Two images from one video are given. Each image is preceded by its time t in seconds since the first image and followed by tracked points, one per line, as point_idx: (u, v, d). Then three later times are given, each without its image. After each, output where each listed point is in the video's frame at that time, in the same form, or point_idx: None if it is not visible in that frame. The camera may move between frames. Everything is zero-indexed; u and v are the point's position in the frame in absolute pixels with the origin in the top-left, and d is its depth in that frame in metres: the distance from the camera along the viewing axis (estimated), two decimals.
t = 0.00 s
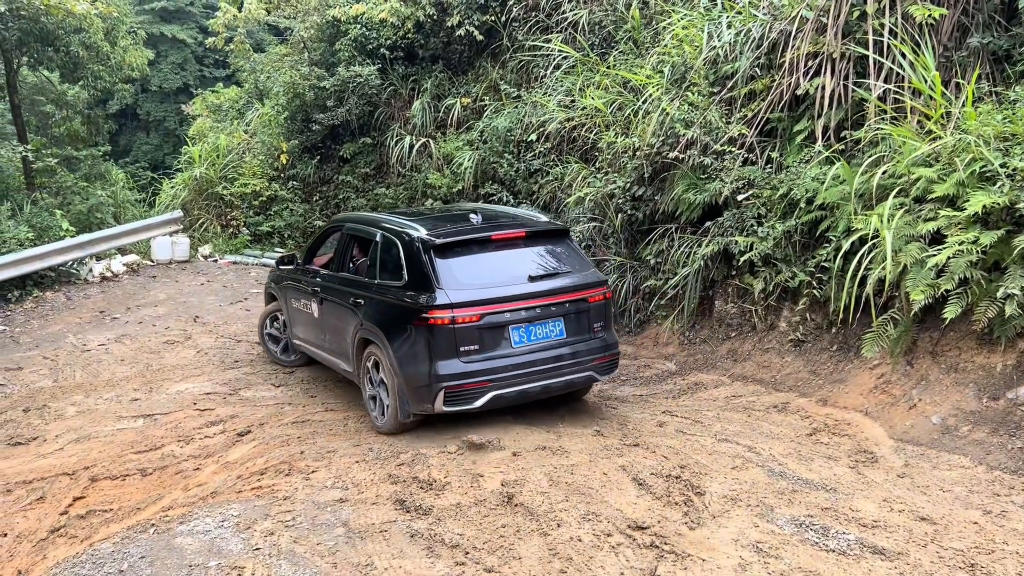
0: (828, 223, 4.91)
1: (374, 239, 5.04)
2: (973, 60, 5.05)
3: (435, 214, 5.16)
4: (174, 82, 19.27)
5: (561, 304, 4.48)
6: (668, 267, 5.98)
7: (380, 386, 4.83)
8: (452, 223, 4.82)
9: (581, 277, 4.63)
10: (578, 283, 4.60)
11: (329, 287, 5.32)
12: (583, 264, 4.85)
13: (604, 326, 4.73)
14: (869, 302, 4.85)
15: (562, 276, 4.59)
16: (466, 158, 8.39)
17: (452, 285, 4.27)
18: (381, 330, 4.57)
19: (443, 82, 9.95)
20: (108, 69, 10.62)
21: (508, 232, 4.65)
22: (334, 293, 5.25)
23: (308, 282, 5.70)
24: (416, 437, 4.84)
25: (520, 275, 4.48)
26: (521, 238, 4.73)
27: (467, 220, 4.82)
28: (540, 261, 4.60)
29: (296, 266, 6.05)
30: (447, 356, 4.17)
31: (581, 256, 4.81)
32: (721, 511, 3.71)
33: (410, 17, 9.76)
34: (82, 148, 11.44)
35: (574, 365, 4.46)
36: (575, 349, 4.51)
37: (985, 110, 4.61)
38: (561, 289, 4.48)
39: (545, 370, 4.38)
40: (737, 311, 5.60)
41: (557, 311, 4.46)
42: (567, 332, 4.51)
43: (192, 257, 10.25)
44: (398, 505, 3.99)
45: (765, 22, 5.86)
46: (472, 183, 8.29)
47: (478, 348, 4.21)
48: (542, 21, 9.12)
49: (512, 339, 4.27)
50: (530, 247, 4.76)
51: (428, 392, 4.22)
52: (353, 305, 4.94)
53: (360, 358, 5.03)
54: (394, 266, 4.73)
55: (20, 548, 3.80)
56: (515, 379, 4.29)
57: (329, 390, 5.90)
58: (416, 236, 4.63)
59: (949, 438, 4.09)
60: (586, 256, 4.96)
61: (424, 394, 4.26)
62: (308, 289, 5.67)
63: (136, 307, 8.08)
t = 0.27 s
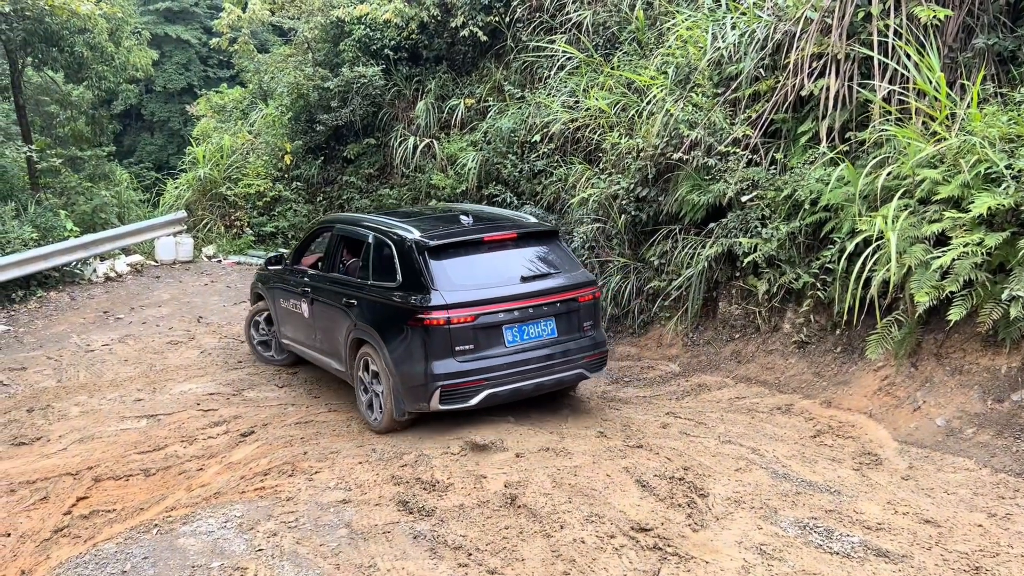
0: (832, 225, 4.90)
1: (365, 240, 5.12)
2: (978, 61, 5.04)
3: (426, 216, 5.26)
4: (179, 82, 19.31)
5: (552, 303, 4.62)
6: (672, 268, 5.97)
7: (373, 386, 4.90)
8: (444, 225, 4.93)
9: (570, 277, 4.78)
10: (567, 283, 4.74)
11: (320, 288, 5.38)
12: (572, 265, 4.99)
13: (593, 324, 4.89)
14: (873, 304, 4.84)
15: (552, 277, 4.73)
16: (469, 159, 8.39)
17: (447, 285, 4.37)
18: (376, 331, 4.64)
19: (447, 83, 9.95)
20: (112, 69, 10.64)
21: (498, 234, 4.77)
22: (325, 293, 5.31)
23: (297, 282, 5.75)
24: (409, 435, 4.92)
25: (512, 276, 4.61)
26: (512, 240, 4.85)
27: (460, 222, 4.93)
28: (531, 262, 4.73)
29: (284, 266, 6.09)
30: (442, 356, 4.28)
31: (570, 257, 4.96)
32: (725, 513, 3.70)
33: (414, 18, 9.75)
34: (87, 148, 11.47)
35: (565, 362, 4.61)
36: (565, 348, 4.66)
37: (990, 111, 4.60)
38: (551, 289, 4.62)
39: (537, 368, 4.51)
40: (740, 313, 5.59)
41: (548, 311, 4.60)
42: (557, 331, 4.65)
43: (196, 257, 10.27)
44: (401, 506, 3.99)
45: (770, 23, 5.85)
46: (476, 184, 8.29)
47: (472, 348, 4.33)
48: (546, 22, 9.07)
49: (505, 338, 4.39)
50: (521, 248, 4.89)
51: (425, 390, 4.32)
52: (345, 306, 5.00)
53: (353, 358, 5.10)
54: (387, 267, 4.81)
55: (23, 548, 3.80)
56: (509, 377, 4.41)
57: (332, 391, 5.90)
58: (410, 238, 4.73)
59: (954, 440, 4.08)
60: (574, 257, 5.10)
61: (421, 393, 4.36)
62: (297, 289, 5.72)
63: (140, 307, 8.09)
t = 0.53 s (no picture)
0: (835, 226, 4.88)
1: (357, 240, 5.18)
2: (983, 62, 5.02)
3: (418, 217, 5.33)
4: (182, 82, 19.33)
5: (544, 301, 4.72)
6: (675, 269, 5.96)
7: (367, 384, 4.95)
8: (437, 225, 5.00)
9: (561, 275, 4.88)
10: (558, 281, 4.85)
11: (311, 287, 5.43)
12: (562, 264, 5.10)
13: (583, 321, 5.01)
14: (877, 305, 4.83)
15: (543, 275, 4.83)
16: (472, 159, 8.38)
17: (443, 283, 4.43)
18: (371, 330, 4.69)
19: (450, 83, 9.95)
20: (116, 69, 10.66)
21: (491, 234, 4.86)
22: (316, 292, 5.37)
23: (286, 282, 5.80)
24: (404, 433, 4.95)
25: (505, 274, 4.70)
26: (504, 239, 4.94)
27: (453, 222, 5.00)
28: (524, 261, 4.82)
29: (272, 266, 6.14)
30: (439, 353, 4.34)
31: (561, 256, 5.06)
32: (727, 515, 3.70)
33: (417, 18, 9.80)
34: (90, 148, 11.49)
35: (558, 358, 4.71)
36: (558, 344, 4.76)
37: (995, 112, 4.58)
38: (544, 287, 4.72)
39: (530, 364, 4.60)
40: (744, 314, 5.57)
41: (541, 308, 4.70)
42: (549, 328, 4.76)
43: (199, 257, 10.28)
44: (403, 507, 3.98)
45: (774, 23, 5.84)
46: (479, 185, 8.29)
47: (468, 344, 4.40)
48: (549, 22, 9.10)
49: (500, 335, 4.47)
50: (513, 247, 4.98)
51: (421, 386, 4.39)
52: (338, 305, 5.05)
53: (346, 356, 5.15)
54: (381, 267, 4.87)
55: (26, 548, 3.81)
56: (503, 373, 4.49)
57: (335, 391, 5.90)
58: (404, 238, 4.79)
59: (958, 442, 4.07)
60: (564, 256, 5.20)
61: (417, 389, 4.42)
62: (287, 289, 5.77)
63: (143, 307, 8.10)
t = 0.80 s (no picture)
0: (840, 227, 4.87)
1: (351, 239, 5.25)
2: (988, 63, 5.01)
3: (411, 217, 5.43)
4: (187, 82, 19.36)
5: (536, 299, 4.88)
6: (679, 270, 5.96)
7: (362, 381, 5.06)
8: (431, 225, 5.10)
9: (553, 274, 5.04)
10: (550, 280, 5.01)
11: (304, 286, 5.50)
12: (552, 263, 5.25)
13: (573, 319, 5.17)
14: (881, 306, 4.82)
15: (535, 274, 4.98)
16: (476, 160, 8.38)
17: (440, 283, 4.54)
18: (369, 329, 4.79)
19: (453, 84, 9.95)
20: (121, 70, 10.69)
21: (485, 234, 4.98)
22: (309, 292, 5.44)
23: (277, 281, 5.86)
24: (406, 433, 4.96)
25: (499, 273, 4.83)
26: (498, 239, 5.06)
27: (447, 222, 5.10)
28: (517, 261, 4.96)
29: (261, 266, 6.20)
30: (436, 350, 4.47)
31: (551, 255, 5.21)
32: (730, 516, 3.69)
33: (421, 18, 9.80)
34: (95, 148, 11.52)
35: (549, 355, 4.88)
36: (549, 341, 4.93)
37: (1000, 113, 4.57)
38: (536, 285, 4.87)
39: (523, 360, 4.76)
40: (747, 315, 5.57)
41: (533, 306, 4.86)
42: (541, 325, 4.92)
43: (203, 257, 10.30)
44: (406, 507, 3.99)
45: (778, 24, 5.80)
46: (482, 185, 8.29)
47: (464, 342, 4.54)
48: (553, 22, 9.09)
49: (495, 333, 4.62)
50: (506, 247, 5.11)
51: (418, 383, 4.51)
52: (332, 304, 5.13)
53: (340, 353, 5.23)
54: (376, 266, 4.96)
55: (30, 547, 3.82)
56: (497, 369, 4.64)
57: (338, 391, 5.90)
58: (400, 238, 4.87)
59: (962, 444, 4.06)
60: (554, 255, 5.34)
61: (414, 385, 4.55)
62: (278, 288, 5.84)
63: (147, 307, 8.11)
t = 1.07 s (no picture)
0: (846, 228, 4.86)
1: (348, 239, 5.30)
2: (995, 63, 5.00)
3: (407, 217, 5.49)
4: (193, 82, 19.40)
5: (532, 297, 4.98)
6: (684, 270, 5.96)
7: (359, 378, 5.09)
8: (428, 225, 5.16)
9: (548, 273, 5.15)
10: (545, 279, 5.11)
11: (300, 284, 5.54)
12: (546, 262, 5.35)
13: (566, 317, 5.28)
14: (887, 307, 4.80)
15: (531, 273, 5.08)
16: (481, 160, 8.37)
17: (439, 281, 4.61)
18: (368, 327, 4.84)
19: (459, 84, 9.96)
20: (127, 70, 10.73)
21: (481, 233, 5.06)
22: (304, 290, 5.48)
23: (271, 279, 5.90)
24: (411, 433, 4.96)
25: (496, 272, 4.92)
26: (494, 239, 5.15)
27: (443, 222, 5.18)
28: (513, 260, 5.05)
29: (253, 264, 6.23)
30: (435, 347, 4.55)
31: (546, 255, 5.31)
32: (736, 517, 3.68)
33: (427, 18, 9.81)
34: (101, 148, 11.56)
35: (544, 352, 4.98)
36: (544, 338, 5.04)
37: (1006, 114, 4.56)
38: (533, 284, 4.98)
39: (519, 358, 4.86)
40: (753, 315, 5.56)
41: (529, 304, 4.96)
42: (536, 323, 5.02)
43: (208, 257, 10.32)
44: (411, 507, 3.99)
45: (784, 25, 5.81)
46: (488, 185, 8.29)
47: (463, 339, 4.62)
48: (559, 23, 9.10)
49: (493, 330, 4.71)
50: (502, 246, 5.20)
51: (417, 380, 4.58)
52: (330, 302, 5.18)
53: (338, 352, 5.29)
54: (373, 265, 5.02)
55: (37, 546, 3.83)
56: (495, 366, 4.73)
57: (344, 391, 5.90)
58: (398, 237, 4.94)
59: (968, 445, 4.05)
60: (548, 254, 5.44)
61: (413, 382, 4.62)
62: (272, 286, 5.87)
63: (154, 306, 8.13)
